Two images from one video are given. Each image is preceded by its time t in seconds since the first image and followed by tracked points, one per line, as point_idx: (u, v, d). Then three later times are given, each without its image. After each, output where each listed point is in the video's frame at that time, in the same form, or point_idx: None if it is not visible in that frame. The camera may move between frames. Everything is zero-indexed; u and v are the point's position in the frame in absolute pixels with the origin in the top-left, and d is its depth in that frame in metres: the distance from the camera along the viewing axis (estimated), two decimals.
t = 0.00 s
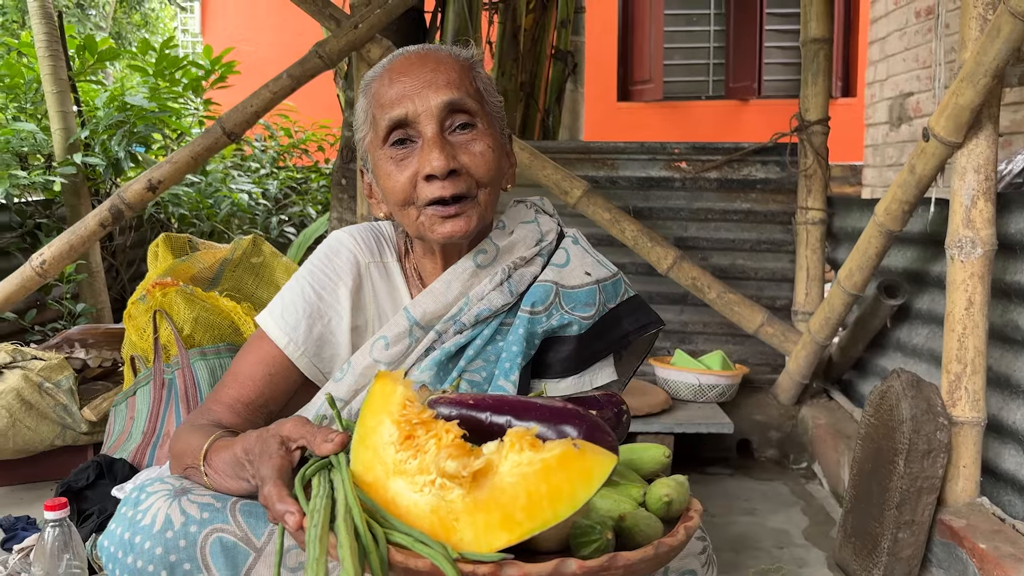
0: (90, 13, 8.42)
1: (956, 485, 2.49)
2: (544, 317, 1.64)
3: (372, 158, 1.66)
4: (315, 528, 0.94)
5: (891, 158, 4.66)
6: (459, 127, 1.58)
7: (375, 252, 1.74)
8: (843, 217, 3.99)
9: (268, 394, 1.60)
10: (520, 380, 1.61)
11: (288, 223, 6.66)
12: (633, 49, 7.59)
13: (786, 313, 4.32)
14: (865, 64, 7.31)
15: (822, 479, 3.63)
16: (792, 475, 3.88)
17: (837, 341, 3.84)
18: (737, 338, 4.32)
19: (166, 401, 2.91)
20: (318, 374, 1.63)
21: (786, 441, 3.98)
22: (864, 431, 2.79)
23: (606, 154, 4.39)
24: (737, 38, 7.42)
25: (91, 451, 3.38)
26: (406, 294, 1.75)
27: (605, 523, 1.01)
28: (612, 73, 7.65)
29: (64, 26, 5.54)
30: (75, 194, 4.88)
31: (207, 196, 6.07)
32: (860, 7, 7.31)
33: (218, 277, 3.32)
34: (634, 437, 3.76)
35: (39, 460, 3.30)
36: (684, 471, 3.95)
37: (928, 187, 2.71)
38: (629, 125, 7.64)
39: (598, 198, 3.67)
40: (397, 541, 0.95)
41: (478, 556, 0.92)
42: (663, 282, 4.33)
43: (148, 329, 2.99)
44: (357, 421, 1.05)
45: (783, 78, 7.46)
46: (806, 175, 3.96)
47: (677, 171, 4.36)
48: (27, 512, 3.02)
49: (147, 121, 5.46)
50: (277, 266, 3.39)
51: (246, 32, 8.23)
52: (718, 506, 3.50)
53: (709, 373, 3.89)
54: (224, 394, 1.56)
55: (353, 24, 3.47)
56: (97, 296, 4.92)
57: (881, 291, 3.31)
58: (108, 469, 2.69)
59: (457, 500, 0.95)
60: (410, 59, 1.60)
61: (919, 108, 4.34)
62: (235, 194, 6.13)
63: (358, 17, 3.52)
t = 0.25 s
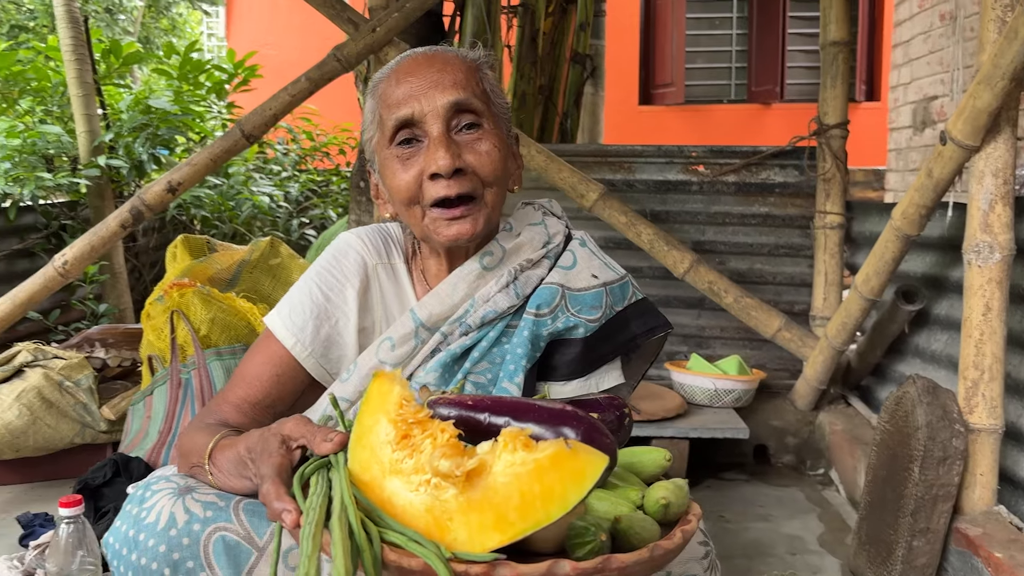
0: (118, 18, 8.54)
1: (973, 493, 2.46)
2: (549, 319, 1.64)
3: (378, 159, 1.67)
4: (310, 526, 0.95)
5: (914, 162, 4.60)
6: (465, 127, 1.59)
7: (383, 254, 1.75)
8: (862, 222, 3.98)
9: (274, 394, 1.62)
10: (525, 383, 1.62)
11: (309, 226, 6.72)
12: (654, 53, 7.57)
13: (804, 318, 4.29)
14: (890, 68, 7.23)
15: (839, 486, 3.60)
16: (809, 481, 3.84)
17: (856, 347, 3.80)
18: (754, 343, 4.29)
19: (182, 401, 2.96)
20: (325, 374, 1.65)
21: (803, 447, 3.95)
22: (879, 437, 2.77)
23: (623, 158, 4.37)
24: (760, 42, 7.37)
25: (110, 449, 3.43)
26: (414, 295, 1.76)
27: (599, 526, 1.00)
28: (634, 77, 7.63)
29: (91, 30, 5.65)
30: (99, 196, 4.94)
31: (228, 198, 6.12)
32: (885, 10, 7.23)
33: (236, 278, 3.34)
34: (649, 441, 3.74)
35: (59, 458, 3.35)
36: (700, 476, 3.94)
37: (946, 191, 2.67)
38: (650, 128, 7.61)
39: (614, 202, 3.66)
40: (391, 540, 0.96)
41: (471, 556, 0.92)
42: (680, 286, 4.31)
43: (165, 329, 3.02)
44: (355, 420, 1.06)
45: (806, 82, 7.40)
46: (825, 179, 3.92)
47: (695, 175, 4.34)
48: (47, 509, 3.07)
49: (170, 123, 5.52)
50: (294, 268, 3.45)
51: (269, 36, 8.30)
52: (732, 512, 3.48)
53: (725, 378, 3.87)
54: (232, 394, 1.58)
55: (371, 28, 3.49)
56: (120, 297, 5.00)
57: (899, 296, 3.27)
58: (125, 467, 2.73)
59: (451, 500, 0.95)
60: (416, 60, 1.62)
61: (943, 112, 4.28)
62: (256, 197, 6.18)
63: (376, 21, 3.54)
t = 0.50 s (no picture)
0: (145, 24, 8.68)
1: (989, 503, 2.41)
2: (557, 323, 1.65)
3: (386, 166, 1.68)
4: (308, 526, 0.97)
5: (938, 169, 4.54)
6: (472, 131, 1.60)
7: (392, 257, 1.77)
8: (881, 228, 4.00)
9: (284, 396, 1.63)
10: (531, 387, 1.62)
11: (329, 229, 6.77)
12: (675, 58, 7.56)
13: (822, 325, 4.25)
14: (913, 73, 7.16)
15: (856, 495, 3.56)
16: (826, 489, 3.81)
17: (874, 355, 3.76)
18: (772, 350, 4.26)
19: (198, 403, 2.98)
20: (334, 377, 1.66)
21: (820, 455, 3.93)
22: (895, 446, 2.75)
23: (640, 163, 4.37)
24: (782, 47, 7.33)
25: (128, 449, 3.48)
26: (422, 299, 1.77)
27: (597, 529, 0.99)
28: (654, 82, 7.61)
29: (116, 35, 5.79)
30: (122, 199, 5.01)
31: (250, 202, 6.17)
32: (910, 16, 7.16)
33: (253, 281, 3.37)
34: (663, 448, 3.73)
35: (79, 458, 3.41)
36: (715, 484, 3.91)
37: (964, 198, 2.65)
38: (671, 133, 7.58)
39: (630, 207, 3.64)
40: (388, 541, 0.96)
41: (466, 559, 0.93)
42: (697, 292, 4.29)
43: (183, 331, 3.06)
44: (356, 423, 1.07)
45: (829, 87, 7.36)
46: (844, 185, 3.89)
47: (712, 181, 4.32)
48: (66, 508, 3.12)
49: (192, 127, 5.59)
50: (311, 272, 3.48)
51: (292, 41, 8.38)
52: (747, 520, 3.45)
53: (741, 386, 3.84)
54: (242, 396, 1.59)
55: (389, 34, 3.52)
56: (141, 299, 5.06)
57: (918, 304, 3.23)
58: (141, 468, 2.78)
59: (448, 502, 0.96)
60: (420, 66, 1.63)
61: (967, 118, 4.23)
62: (278, 201, 6.23)
63: (394, 27, 3.56)
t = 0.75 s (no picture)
0: (169, 29, 8.78)
1: (1001, 516, 2.36)
2: (556, 330, 1.65)
3: (380, 184, 1.70)
4: (299, 526, 0.97)
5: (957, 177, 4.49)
6: (463, 149, 1.62)
7: (393, 263, 1.78)
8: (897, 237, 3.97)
9: (284, 401, 1.67)
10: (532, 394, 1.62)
11: (346, 234, 6.81)
12: (694, 65, 7.54)
13: (837, 334, 4.22)
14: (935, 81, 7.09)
15: (869, 506, 3.52)
16: (838, 500, 3.77)
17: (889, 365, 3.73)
18: (786, 359, 4.23)
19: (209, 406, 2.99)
20: (335, 383, 1.69)
21: (833, 465, 3.89)
22: (907, 458, 2.72)
23: (654, 170, 4.36)
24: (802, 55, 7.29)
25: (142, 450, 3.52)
26: (423, 304, 1.79)
27: (589, 534, 0.99)
28: (672, 89, 7.59)
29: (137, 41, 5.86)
30: (140, 202, 5.05)
31: (267, 206, 6.19)
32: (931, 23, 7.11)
33: (266, 284, 3.41)
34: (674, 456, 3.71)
35: (93, 458, 3.46)
36: (726, 493, 3.89)
37: (978, 207, 2.62)
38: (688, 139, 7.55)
39: (643, 214, 3.62)
40: (379, 543, 0.97)
41: (456, 561, 0.93)
42: (710, 299, 4.26)
43: (195, 334, 3.09)
44: (351, 424, 1.08)
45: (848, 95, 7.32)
46: (859, 194, 3.86)
47: (726, 188, 4.30)
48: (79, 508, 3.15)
49: (210, 132, 5.64)
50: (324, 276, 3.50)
51: (311, 46, 8.45)
52: (757, 529, 3.43)
53: (754, 395, 3.82)
54: (243, 401, 1.64)
55: (403, 39, 3.53)
56: (158, 302, 5.08)
57: (933, 314, 3.20)
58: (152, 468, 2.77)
59: (439, 505, 0.96)
60: (409, 83, 1.63)
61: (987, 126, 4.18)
62: (294, 205, 6.18)
63: (409, 33, 3.58)
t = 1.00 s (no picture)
0: (188, 33, 8.86)
1: (1013, 528, 2.32)
2: (558, 337, 1.64)
3: (386, 178, 1.71)
4: (286, 537, 0.97)
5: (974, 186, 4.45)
6: (469, 146, 1.62)
7: (396, 268, 1.79)
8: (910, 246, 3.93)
9: (285, 405, 1.69)
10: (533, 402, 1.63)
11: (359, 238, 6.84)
12: (709, 71, 7.52)
13: (849, 343, 4.19)
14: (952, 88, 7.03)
15: (880, 516, 3.49)
16: (849, 510, 3.73)
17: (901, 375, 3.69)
18: (798, 367, 4.20)
19: (217, 407, 2.92)
20: (336, 386, 1.70)
21: (845, 475, 3.86)
22: (918, 469, 2.70)
23: (666, 176, 4.34)
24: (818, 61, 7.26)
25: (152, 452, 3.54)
26: (425, 310, 1.80)
27: (577, 553, 0.99)
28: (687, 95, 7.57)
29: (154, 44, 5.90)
30: (155, 205, 5.10)
31: (281, 210, 6.22)
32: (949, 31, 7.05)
33: (277, 288, 3.41)
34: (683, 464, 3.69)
35: (104, 459, 3.49)
36: (735, 501, 3.87)
37: (991, 215, 2.59)
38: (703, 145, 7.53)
39: (654, 220, 3.59)
40: (366, 558, 0.98)
41: None
42: (722, 307, 4.24)
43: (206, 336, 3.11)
44: (343, 435, 1.08)
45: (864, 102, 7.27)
46: (872, 201, 3.83)
47: (739, 195, 4.28)
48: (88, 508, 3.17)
49: (225, 135, 5.67)
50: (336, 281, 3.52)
51: (327, 51, 8.50)
52: (766, 539, 3.40)
53: (765, 403, 3.79)
54: (244, 405, 1.66)
55: (416, 44, 3.53)
56: (172, 304, 5.11)
57: (946, 323, 3.16)
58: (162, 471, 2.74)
59: (426, 520, 0.96)
60: (422, 78, 1.65)
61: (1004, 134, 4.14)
62: (308, 209, 6.24)
63: (421, 38, 3.58)
